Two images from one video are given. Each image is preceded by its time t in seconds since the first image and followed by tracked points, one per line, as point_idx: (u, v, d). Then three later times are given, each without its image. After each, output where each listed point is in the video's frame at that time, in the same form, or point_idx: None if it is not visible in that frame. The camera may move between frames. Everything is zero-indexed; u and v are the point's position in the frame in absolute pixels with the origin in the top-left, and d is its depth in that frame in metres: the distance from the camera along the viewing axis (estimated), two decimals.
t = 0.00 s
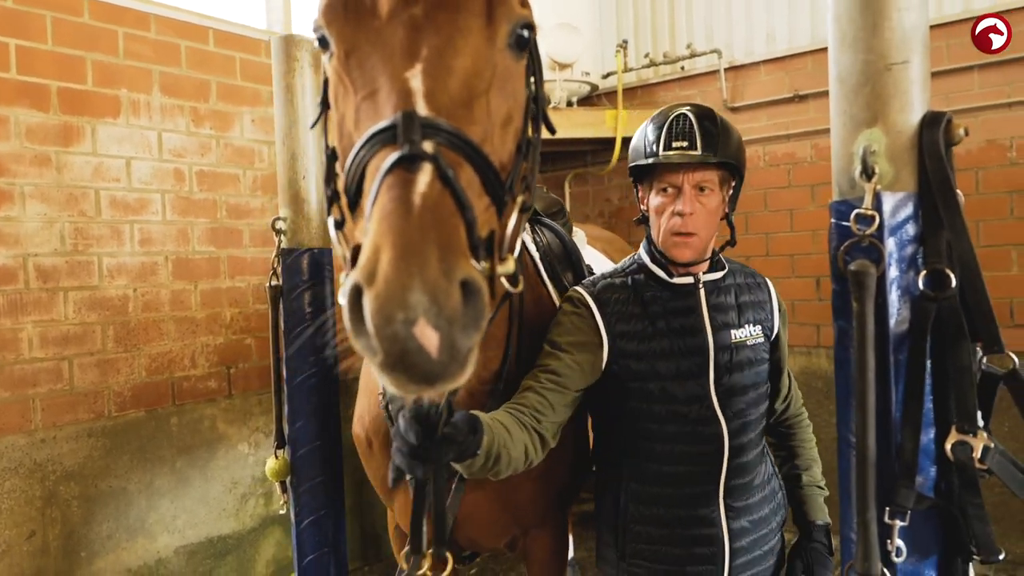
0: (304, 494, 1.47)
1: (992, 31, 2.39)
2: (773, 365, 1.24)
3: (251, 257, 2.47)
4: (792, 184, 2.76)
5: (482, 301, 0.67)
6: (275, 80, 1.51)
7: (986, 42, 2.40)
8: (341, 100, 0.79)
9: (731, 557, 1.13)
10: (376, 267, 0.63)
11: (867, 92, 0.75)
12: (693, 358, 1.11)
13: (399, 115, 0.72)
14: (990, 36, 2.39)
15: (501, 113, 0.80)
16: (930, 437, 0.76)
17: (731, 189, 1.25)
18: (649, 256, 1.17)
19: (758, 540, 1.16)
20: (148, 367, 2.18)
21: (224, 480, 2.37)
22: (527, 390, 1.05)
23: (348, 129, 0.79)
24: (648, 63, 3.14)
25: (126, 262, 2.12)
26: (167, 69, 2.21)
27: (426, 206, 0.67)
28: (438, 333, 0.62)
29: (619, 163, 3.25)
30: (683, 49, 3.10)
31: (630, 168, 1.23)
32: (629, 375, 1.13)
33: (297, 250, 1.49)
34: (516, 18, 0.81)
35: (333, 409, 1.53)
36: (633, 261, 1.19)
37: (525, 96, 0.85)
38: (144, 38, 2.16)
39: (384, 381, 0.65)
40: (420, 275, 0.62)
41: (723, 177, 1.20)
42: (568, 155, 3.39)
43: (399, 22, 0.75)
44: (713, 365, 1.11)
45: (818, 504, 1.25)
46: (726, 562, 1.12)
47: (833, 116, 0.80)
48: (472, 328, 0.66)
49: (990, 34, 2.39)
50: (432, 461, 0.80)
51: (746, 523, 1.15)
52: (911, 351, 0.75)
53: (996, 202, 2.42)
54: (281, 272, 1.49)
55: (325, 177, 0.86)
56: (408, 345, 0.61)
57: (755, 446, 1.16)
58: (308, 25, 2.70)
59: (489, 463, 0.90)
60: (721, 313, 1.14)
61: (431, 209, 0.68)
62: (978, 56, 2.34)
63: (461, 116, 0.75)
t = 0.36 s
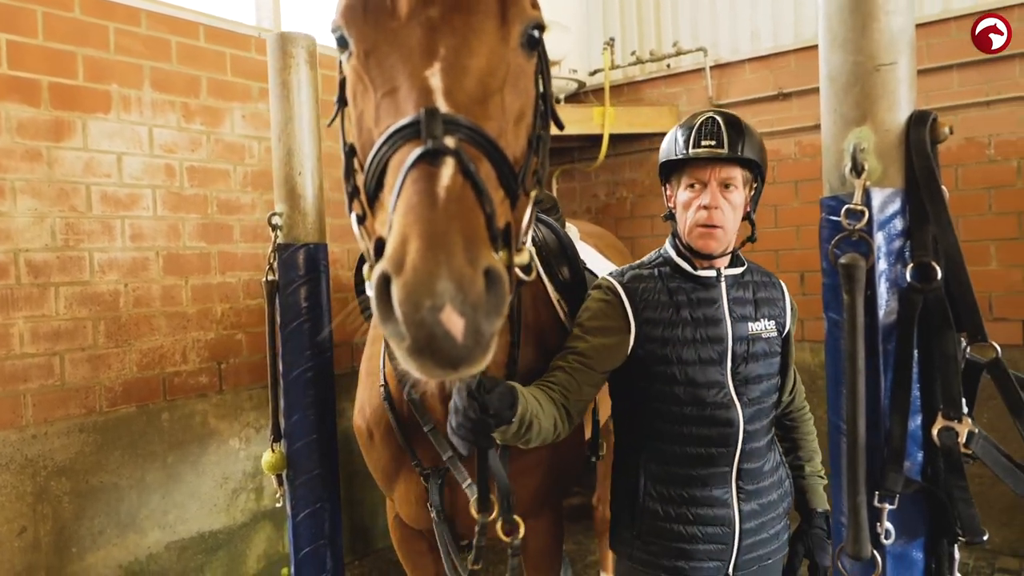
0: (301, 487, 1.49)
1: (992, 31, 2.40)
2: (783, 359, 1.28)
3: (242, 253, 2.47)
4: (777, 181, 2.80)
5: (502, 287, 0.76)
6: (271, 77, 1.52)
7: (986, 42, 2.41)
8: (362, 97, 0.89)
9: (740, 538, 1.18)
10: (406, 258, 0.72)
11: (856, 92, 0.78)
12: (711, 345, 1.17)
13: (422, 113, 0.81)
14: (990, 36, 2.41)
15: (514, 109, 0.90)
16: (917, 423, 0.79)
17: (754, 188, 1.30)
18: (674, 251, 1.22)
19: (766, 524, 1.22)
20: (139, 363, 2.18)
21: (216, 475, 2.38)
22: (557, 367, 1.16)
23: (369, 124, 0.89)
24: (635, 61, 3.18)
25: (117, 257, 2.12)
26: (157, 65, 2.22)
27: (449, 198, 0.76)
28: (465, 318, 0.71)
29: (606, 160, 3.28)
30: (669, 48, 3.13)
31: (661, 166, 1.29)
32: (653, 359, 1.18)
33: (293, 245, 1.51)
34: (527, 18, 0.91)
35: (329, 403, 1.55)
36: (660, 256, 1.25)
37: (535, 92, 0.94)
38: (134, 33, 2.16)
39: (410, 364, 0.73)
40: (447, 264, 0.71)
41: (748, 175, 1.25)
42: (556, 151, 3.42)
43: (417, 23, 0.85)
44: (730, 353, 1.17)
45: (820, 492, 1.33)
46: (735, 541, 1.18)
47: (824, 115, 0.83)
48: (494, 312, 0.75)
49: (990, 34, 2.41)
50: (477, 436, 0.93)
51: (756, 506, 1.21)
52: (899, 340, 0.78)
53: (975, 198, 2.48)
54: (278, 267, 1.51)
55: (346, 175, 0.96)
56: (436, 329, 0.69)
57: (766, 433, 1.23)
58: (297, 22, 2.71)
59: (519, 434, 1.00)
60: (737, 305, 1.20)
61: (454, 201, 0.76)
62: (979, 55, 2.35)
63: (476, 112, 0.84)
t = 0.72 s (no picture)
0: (284, 483, 1.50)
1: (992, 31, 2.41)
2: (792, 359, 1.50)
3: (223, 250, 2.46)
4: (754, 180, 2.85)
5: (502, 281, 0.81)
6: (254, 73, 1.52)
7: (986, 42, 2.41)
8: (362, 96, 0.93)
9: (742, 518, 1.40)
10: (411, 252, 0.76)
11: (833, 94, 0.81)
12: (725, 339, 1.40)
13: (424, 112, 0.85)
14: (989, 36, 2.41)
15: (512, 107, 0.94)
16: (890, 413, 0.82)
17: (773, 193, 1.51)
18: (696, 249, 1.46)
19: (769, 508, 1.44)
20: (118, 362, 2.17)
21: (195, 474, 2.37)
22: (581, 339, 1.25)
23: (368, 121, 0.93)
24: (614, 60, 3.21)
25: (96, 254, 2.11)
26: (137, 60, 2.20)
27: (452, 194, 0.81)
28: (466, 312, 0.75)
29: (587, 159, 3.31)
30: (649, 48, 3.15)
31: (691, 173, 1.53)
32: (671, 346, 1.41)
33: (277, 242, 1.52)
34: (524, 20, 0.95)
35: (313, 399, 1.56)
36: (682, 253, 1.49)
37: (529, 90, 0.98)
38: (113, 28, 2.15)
39: (412, 356, 0.78)
40: (451, 259, 0.75)
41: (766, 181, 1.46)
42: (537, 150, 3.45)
43: (419, 24, 0.88)
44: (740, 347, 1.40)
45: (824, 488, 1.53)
46: (738, 520, 1.40)
47: (801, 115, 0.85)
48: (494, 306, 0.79)
49: (990, 34, 2.41)
50: (494, 396, 1.00)
51: (760, 490, 1.42)
52: (873, 333, 0.80)
53: (946, 198, 2.53)
54: (262, 264, 1.51)
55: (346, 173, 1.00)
56: (438, 322, 0.74)
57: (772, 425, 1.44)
58: (278, 18, 2.69)
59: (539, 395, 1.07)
60: (749, 305, 1.43)
61: (456, 198, 0.81)
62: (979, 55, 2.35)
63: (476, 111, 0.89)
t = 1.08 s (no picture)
0: (257, 483, 1.49)
1: (993, 31, 2.40)
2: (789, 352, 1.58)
3: (195, 249, 2.44)
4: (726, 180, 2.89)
5: (494, 274, 0.82)
6: (226, 71, 1.51)
7: (987, 41, 2.41)
8: (348, 94, 0.94)
9: (735, 498, 1.47)
10: (404, 246, 0.77)
11: (800, 95, 0.82)
12: (727, 325, 1.49)
13: (413, 108, 0.86)
14: (990, 36, 2.41)
15: (497, 103, 0.96)
16: (857, 409, 0.83)
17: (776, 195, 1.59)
18: (702, 242, 1.53)
19: (761, 490, 1.50)
20: (87, 361, 2.14)
21: (166, 475, 2.34)
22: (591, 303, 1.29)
23: (355, 120, 0.94)
24: (588, 60, 3.23)
25: (64, 252, 2.08)
26: (106, 56, 2.17)
27: (443, 189, 0.81)
28: (459, 305, 0.76)
29: (562, 159, 3.33)
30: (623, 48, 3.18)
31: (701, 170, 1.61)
32: (674, 332, 1.49)
33: (249, 240, 1.51)
34: (507, 19, 0.96)
35: (286, 399, 1.55)
36: (689, 245, 1.55)
37: (511, 88, 1.00)
38: (82, 23, 2.12)
39: (405, 350, 0.78)
40: (445, 253, 0.76)
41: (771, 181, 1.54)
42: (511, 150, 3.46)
43: (403, 22, 0.90)
44: (740, 334, 1.49)
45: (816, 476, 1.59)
46: (730, 499, 1.47)
47: (770, 116, 0.87)
48: (487, 299, 0.80)
49: (990, 34, 2.41)
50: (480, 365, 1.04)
51: (752, 472, 1.49)
52: (840, 331, 0.82)
53: (913, 199, 2.58)
54: (233, 263, 1.49)
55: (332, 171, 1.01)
56: (432, 315, 0.74)
57: (767, 410, 1.52)
58: (251, 15, 2.67)
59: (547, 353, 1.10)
60: (750, 296, 1.51)
61: (448, 192, 0.81)
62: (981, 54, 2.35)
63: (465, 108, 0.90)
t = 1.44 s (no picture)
0: (236, 486, 1.47)
1: (992, 30, 2.39)
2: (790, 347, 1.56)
3: (175, 249, 2.41)
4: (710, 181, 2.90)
5: (496, 273, 0.81)
6: (205, 69, 1.49)
7: (987, 41, 2.40)
8: (339, 93, 0.93)
9: (730, 490, 1.46)
10: (405, 245, 0.76)
11: (781, 95, 0.82)
12: (728, 319, 1.48)
13: (409, 106, 0.85)
14: (990, 36, 2.40)
15: (490, 101, 0.96)
16: (838, 410, 0.83)
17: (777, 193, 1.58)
18: (703, 239, 1.52)
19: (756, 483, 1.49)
20: (64, 364, 2.11)
21: (146, 479, 2.31)
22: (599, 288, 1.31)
23: (346, 118, 0.93)
24: (572, 61, 3.22)
25: (41, 253, 2.05)
26: (83, 55, 2.14)
27: (442, 187, 0.80)
28: (463, 304, 0.75)
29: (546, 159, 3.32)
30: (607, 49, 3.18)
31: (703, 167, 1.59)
32: (676, 324, 1.48)
33: (228, 240, 1.49)
34: (499, 17, 0.96)
35: (267, 401, 1.53)
36: (690, 241, 1.54)
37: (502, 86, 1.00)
38: (59, 21, 2.09)
39: (408, 352, 0.77)
40: (447, 252, 0.75)
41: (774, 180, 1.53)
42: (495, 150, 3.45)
43: (393, 19, 0.89)
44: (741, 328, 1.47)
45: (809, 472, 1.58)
46: (725, 491, 1.46)
47: (750, 116, 0.86)
48: (490, 297, 0.79)
49: (990, 34, 2.40)
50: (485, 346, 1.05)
51: (747, 465, 1.48)
52: (821, 332, 0.81)
53: (895, 200, 2.59)
54: (212, 263, 1.48)
55: (325, 173, 1.00)
56: (435, 316, 0.73)
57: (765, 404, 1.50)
58: (231, 14, 2.65)
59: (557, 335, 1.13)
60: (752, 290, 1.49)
61: (447, 190, 0.80)
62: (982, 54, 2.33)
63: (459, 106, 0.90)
